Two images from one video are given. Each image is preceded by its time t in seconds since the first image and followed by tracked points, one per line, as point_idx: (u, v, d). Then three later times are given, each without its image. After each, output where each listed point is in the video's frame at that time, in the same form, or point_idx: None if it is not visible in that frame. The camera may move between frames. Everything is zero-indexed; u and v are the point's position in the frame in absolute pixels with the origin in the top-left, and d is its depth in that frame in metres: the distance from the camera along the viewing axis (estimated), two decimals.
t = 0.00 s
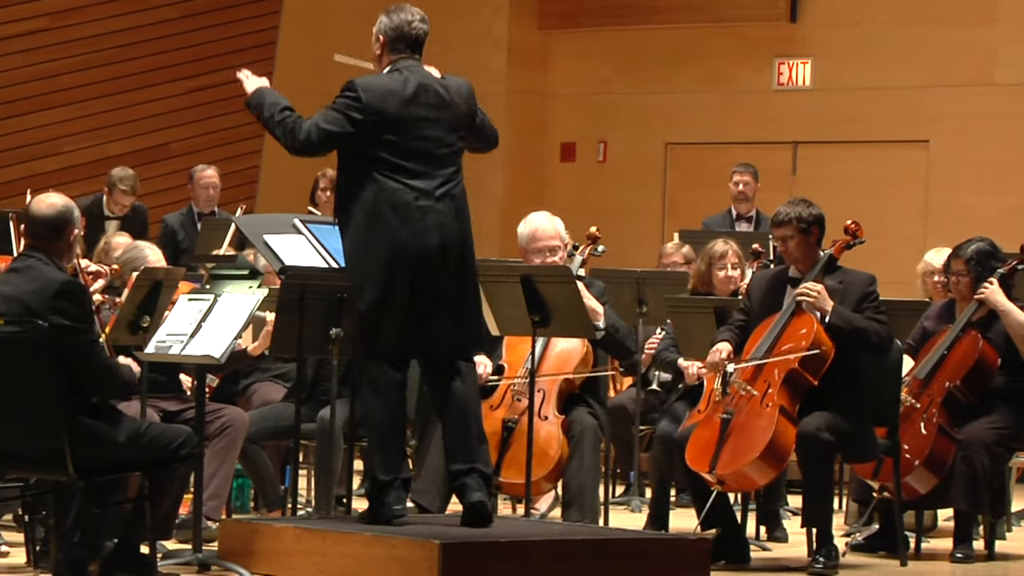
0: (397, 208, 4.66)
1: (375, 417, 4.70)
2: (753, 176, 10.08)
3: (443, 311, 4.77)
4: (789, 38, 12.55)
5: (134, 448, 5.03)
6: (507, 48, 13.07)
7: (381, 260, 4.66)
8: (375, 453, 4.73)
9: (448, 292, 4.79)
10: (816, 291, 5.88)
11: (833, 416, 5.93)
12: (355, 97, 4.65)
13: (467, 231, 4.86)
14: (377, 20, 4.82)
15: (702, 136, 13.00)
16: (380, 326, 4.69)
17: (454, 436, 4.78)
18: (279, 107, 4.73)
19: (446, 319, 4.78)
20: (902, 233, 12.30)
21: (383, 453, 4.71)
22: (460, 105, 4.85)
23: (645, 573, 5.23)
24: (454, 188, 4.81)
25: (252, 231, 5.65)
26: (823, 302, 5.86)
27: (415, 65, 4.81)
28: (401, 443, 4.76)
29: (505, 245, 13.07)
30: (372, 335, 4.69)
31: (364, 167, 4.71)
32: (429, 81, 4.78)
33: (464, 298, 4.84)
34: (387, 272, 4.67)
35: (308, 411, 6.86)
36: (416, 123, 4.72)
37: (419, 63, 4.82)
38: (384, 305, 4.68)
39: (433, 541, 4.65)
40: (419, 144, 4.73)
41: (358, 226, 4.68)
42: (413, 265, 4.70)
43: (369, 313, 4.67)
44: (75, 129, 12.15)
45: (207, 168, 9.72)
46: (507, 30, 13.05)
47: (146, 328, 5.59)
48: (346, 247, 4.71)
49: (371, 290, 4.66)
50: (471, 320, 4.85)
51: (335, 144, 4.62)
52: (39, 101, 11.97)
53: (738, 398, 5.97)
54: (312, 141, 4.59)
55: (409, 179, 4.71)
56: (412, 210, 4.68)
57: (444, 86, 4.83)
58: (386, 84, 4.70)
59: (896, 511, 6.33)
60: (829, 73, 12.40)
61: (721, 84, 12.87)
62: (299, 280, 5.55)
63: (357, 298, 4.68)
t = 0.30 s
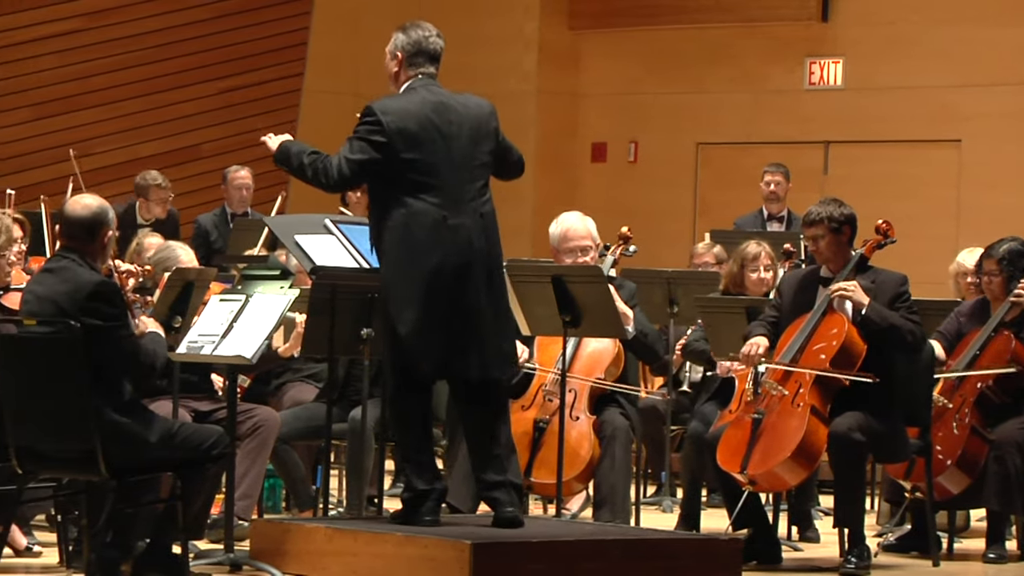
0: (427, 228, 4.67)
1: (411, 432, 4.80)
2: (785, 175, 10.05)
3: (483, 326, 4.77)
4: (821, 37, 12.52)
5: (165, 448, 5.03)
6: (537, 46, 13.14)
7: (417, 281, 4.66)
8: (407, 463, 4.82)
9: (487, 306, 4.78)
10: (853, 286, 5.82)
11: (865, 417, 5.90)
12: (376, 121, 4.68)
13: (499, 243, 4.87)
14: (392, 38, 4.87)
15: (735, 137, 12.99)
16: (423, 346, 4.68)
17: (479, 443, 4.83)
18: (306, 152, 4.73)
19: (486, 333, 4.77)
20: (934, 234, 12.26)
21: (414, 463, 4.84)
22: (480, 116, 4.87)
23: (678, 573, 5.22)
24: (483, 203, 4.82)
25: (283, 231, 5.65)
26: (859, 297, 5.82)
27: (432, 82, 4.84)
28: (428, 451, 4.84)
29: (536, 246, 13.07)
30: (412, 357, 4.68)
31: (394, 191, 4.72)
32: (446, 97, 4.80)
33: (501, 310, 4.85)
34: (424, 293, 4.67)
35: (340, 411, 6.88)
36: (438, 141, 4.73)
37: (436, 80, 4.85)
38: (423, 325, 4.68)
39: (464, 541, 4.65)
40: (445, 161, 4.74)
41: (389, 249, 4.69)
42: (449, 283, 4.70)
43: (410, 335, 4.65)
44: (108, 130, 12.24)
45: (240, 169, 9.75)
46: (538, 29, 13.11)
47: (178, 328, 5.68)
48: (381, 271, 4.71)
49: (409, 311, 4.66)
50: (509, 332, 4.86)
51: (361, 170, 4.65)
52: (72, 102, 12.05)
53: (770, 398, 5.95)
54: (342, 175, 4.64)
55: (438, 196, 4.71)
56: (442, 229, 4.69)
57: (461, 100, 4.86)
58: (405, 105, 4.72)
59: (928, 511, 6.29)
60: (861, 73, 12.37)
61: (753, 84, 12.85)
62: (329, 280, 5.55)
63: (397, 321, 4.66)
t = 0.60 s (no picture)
0: (463, 221, 4.68)
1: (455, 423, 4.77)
2: (815, 175, 10.02)
3: (529, 308, 4.77)
4: (850, 37, 12.54)
5: (195, 449, 5.07)
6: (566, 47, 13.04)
7: (460, 275, 4.68)
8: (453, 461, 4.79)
9: (530, 286, 4.79)
10: (881, 287, 5.81)
11: (895, 417, 5.86)
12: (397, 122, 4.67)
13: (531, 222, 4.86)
14: (402, 34, 4.83)
15: (765, 136, 12.99)
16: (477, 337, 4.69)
17: (516, 434, 4.77)
18: (348, 152, 4.82)
19: (534, 314, 4.78)
20: (964, 233, 12.26)
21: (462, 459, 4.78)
22: (496, 100, 4.82)
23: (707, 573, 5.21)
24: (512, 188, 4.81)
25: (312, 232, 5.68)
26: (887, 298, 5.81)
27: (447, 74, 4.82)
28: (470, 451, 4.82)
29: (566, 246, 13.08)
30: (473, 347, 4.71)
31: (425, 190, 4.72)
32: (460, 87, 4.75)
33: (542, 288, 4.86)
34: (468, 286, 4.68)
35: (368, 411, 6.88)
36: (462, 132, 4.71)
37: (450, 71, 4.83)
38: (470, 318, 4.69)
39: (493, 542, 4.64)
40: (471, 152, 4.72)
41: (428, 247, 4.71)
42: (490, 271, 4.70)
43: (462, 328, 4.69)
44: (139, 130, 12.29)
45: (270, 168, 9.78)
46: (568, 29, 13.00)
47: (207, 329, 5.75)
48: (423, 270, 4.73)
49: (457, 306, 4.69)
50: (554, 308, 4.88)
51: (390, 173, 4.66)
52: (104, 102, 12.13)
53: (799, 398, 5.94)
54: (372, 182, 4.66)
55: (468, 187, 4.71)
56: (477, 220, 4.69)
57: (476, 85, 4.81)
58: (424, 100, 4.70)
59: (959, 512, 6.25)
60: (891, 72, 12.38)
61: (782, 84, 12.85)
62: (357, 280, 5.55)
63: (450, 317, 4.69)
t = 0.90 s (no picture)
0: (498, 235, 4.69)
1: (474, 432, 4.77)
2: (839, 175, 9.99)
3: (559, 316, 4.81)
4: (875, 36, 12.50)
5: (221, 449, 5.08)
6: (591, 47, 13.13)
7: (492, 285, 4.69)
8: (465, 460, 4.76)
9: (560, 299, 4.81)
10: (908, 288, 5.79)
11: (921, 417, 5.85)
12: (430, 137, 4.68)
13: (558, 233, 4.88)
14: (416, 56, 4.83)
15: (790, 136, 12.95)
16: (510, 349, 4.70)
17: (531, 441, 4.74)
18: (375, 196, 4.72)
19: (563, 324, 4.81)
20: (990, 232, 12.21)
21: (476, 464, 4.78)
22: (522, 112, 4.86)
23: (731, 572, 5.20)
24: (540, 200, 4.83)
25: (337, 232, 5.69)
26: (914, 299, 5.79)
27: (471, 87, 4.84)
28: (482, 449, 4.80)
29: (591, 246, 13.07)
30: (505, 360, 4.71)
31: (457, 205, 4.72)
32: (488, 99, 4.79)
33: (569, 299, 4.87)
34: (500, 296, 4.70)
35: (393, 411, 6.89)
36: (493, 145, 4.73)
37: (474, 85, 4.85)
38: (507, 331, 4.70)
39: (518, 542, 4.65)
40: (503, 164, 4.74)
41: (463, 263, 4.70)
42: (520, 281, 4.73)
43: (498, 342, 4.68)
44: (165, 130, 12.29)
45: (296, 169, 9.80)
46: (591, 30, 13.08)
47: (233, 328, 5.81)
48: (453, 284, 4.72)
49: (491, 318, 4.68)
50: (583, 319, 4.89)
51: (430, 190, 4.64)
52: (131, 103, 12.14)
53: (825, 398, 5.92)
54: (415, 200, 4.63)
55: (499, 200, 4.72)
56: (511, 232, 4.71)
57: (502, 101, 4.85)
58: (454, 115, 4.72)
59: (985, 512, 6.24)
60: (916, 71, 12.35)
61: (807, 83, 12.83)
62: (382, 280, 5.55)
63: (484, 330, 4.68)
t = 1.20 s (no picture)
0: (516, 220, 4.70)
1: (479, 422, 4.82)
2: (861, 175, 9.97)
3: (570, 317, 4.79)
4: (897, 35, 12.46)
5: (244, 449, 5.11)
6: (612, 47, 13.07)
7: (501, 271, 4.72)
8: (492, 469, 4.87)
9: (573, 299, 4.80)
10: (933, 285, 5.75)
11: (943, 416, 5.84)
12: (471, 108, 4.70)
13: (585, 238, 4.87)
14: (483, 36, 4.89)
15: (812, 136, 12.92)
16: (507, 338, 4.72)
17: (560, 444, 4.79)
18: (410, 115, 4.82)
19: (572, 326, 4.79)
20: (1014, 232, 12.17)
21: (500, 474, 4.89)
22: (573, 113, 4.89)
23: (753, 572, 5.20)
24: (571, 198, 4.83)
25: (359, 232, 5.71)
26: (938, 297, 5.76)
27: (528, 75, 4.86)
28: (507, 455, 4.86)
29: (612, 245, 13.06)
30: (502, 346, 4.72)
31: (481, 180, 4.76)
32: (541, 90, 4.83)
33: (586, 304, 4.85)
34: (508, 283, 4.72)
35: (414, 411, 6.89)
36: (531, 132, 4.76)
37: (532, 73, 4.87)
38: (507, 316, 4.72)
39: (540, 542, 4.65)
40: (537, 152, 4.77)
41: (475, 239, 4.74)
42: (534, 274, 4.72)
43: (494, 326, 4.72)
44: (188, 131, 12.33)
45: (318, 169, 9.81)
46: (613, 30, 13.03)
47: (254, 329, 5.79)
48: (465, 262, 4.78)
49: (494, 303, 4.72)
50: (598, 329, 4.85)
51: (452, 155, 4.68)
52: (154, 104, 12.19)
53: (846, 398, 5.90)
54: (435, 155, 4.67)
55: (528, 189, 4.74)
56: (530, 221, 4.72)
57: (557, 94, 4.89)
58: (501, 95, 4.75)
59: (1007, 512, 6.24)
60: (938, 71, 12.33)
61: (829, 82, 12.80)
62: (404, 280, 5.58)
63: (484, 313, 4.74)
